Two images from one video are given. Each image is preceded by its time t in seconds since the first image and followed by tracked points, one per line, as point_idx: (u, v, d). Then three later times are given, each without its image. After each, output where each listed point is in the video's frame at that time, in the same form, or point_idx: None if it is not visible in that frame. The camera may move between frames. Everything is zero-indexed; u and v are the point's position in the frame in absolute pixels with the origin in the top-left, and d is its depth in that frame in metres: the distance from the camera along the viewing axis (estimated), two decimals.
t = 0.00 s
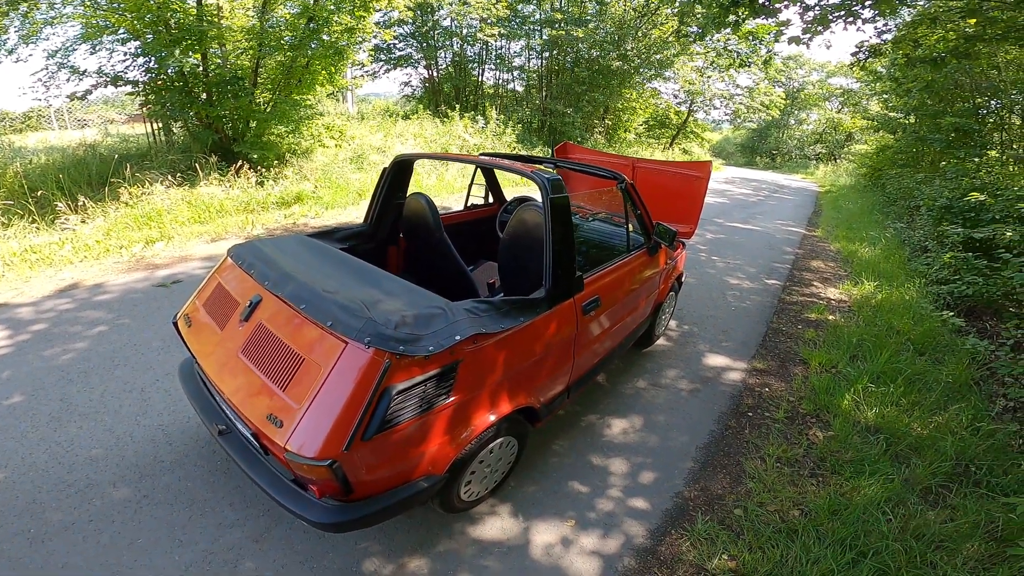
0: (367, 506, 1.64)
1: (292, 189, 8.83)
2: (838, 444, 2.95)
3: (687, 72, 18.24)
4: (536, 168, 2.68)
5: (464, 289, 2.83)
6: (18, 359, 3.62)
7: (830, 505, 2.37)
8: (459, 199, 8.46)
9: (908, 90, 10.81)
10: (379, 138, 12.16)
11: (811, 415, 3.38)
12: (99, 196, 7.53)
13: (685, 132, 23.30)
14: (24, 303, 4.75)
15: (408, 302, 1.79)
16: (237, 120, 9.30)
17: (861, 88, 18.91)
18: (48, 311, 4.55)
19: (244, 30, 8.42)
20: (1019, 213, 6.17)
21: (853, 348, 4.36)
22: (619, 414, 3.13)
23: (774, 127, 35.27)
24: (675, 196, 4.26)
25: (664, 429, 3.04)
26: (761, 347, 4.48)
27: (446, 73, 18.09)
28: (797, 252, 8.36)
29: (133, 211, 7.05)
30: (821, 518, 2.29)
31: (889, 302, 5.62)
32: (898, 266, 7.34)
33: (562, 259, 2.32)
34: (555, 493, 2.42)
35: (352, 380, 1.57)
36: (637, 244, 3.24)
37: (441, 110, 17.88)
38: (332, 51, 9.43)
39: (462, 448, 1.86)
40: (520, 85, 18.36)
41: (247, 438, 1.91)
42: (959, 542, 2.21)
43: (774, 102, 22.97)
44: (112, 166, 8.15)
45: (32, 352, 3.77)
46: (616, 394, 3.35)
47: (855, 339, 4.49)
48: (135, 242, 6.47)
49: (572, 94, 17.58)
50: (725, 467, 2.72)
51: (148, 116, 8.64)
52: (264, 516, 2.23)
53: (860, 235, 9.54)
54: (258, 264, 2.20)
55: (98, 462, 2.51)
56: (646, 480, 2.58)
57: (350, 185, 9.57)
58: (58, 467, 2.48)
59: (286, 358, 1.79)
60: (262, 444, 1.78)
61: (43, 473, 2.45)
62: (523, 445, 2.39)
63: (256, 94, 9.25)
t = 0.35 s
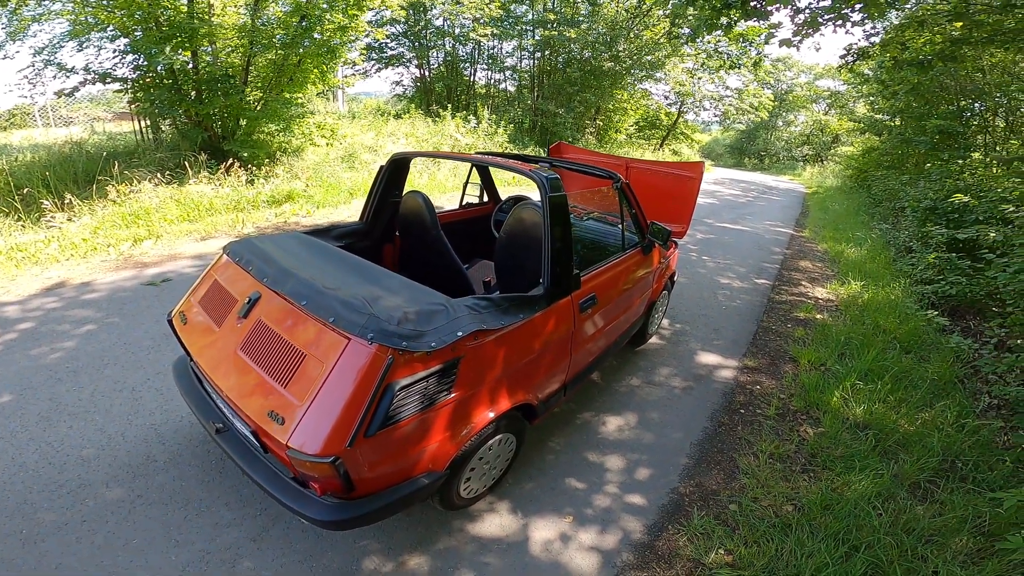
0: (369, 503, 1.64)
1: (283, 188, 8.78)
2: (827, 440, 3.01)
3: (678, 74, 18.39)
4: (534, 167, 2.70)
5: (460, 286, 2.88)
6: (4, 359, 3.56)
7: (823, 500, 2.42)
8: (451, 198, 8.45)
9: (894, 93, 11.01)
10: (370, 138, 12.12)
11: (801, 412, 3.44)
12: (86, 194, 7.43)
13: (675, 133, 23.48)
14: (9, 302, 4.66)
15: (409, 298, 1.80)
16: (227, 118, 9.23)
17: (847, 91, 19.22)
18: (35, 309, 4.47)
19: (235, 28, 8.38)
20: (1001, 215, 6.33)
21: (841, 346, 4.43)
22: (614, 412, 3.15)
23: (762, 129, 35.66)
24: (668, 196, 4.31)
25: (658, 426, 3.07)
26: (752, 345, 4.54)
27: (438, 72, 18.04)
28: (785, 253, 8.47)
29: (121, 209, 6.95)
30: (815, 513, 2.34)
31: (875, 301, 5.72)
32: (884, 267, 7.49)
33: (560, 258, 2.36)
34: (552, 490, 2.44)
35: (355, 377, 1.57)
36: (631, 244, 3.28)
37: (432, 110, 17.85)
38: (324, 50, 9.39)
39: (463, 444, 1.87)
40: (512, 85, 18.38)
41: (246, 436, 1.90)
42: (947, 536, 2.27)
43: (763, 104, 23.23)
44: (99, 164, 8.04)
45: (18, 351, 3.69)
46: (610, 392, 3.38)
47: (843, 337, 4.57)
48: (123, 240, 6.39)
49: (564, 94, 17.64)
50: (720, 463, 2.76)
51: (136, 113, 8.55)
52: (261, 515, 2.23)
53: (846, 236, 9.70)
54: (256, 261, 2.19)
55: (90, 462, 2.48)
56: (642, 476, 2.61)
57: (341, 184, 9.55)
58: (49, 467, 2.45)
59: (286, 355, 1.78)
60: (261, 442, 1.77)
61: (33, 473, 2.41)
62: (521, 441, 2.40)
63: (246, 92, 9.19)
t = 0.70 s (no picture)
0: (374, 500, 1.64)
1: (269, 187, 8.71)
2: (817, 429, 3.09)
3: (662, 70, 18.53)
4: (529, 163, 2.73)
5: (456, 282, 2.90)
6: None
7: (817, 489, 2.50)
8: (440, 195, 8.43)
9: (873, 89, 11.25)
10: (356, 136, 12.03)
11: (791, 403, 3.52)
12: (66, 195, 7.28)
13: (660, 129, 23.66)
14: None
15: (411, 296, 1.81)
16: (209, 116, 9.17)
17: (827, 87, 19.55)
18: (17, 313, 4.38)
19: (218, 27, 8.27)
20: (978, 208, 6.52)
21: (827, 337, 4.54)
22: (609, 406, 3.20)
23: (745, 125, 36.10)
24: (658, 191, 4.36)
25: (653, 419, 3.12)
26: (741, 337, 4.62)
27: (423, 70, 17.94)
28: (770, 246, 8.62)
29: (102, 210, 6.81)
30: (809, 502, 2.41)
31: (858, 293, 5.86)
32: (865, 259, 7.67)
33: (556, 253, 2.40)
34: (552, 484, 2.47)
35: (361, 374, 1.58)
36: (624, 239, 3.32)
37: (418, 107, 17.76)
38: (309, 47, 9.33)
39: (466, 440, 1.89)
40: (497, 82, 18.36)
41: (248, 437, 1.88)
42: (936, 522, 2.36)
43: (745, 100, 23.51)
44: (78, 164, 7.87)
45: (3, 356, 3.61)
46: (605, 386, 3.42)
47: (828, 328, 4.69)
48: (106, 242, 6.26)
49: (550, 91, 17.68)
50: (714, 454, 2.82)
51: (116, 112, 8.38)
52: (262, 517, 2.22)
53: (828, 229, 9.90)
54: (254, 261, 2.18)
55: (84, 467, 2.45)
56: (639, 469, 2.65)
57: (328, 182, 9.47)
58: (42, 474, 2.41)
59: (289, 354, 1.78)
60: (264, 444, 1.76)
61: (27, 479, 2.37)
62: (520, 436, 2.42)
63: (229, 91, 9.07)
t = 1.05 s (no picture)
0: (402, 511, 1.62)
1: (255, 188, 8.55)
2: (820, 423, 3.15)
3: (647, 67, 18.61)
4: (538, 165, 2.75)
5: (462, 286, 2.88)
6: None
7: (826, 482, 2.55)
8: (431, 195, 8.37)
9: (853, 85, 11.47)
10: (342, 135, 11.88)
11: (792, 397, 3.58)
12: (45, 201, 7.06)
13: (644, 126, 23.80)
14: None
15: (431, 303, 1.77)
16: (190, 117, 8.92)
17: (807, 83, 19.86)
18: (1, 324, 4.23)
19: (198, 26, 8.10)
20: (960, 201, 6.69)
21: (822, 331, 4.62)
22: (616, 405, 3.21)
23: (726, 120, 36.47)
24: (656, 190, 4.39)
25: (660, 417, 3.14)
26: (739, 332, 4.67)
27: (407, 67, 17.78)
28: (759, 241, 8.73)
29: (83, 215, 6.62)
30: (819, 495, 2.46)
31: (848, 286, 5.97)
32: (851, 253, 7.82)
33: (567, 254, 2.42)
34: (567, 484, 2.47)
35: (388, 386, 1.55)
36: (628, 238, 3.33)
37: (402, 106, 17.60)
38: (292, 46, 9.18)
39: (488, 447, 1.88)
40: (482, 79, 18.28)
41: (265, 449, 1.84)
42: (942, 510, 2.43)
43: (727, 96, 23.76)
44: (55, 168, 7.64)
45: None
46: (610, 385, 3.44)
47: (822, 322, 4.77)
48: (88, 248, 6.09)
49: (536, 88, 17.66)
50: (723, 450, 2.85)
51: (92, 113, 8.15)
52: (279, 528, 2.19)
53: (814, 223, 10.07)
54: (262, 269, 2.11)
55: (89, 482, 2.38)
56: (651, 467, 2.67)
57: (315, 183, 9.34)
58: (45, 490, 2.34)
59: (307, 366, 1.73)
60: (284, 457, 1.71)
61: (30, 496, 2.30)
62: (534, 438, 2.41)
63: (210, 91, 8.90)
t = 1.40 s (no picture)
0: (440, 540, 1.53)
1: (241, 199, 8.37)
2: (836, 419, 3.12)
3: (629, 66, 18.69)
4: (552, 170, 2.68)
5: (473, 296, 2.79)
6: None
7: (849, 478, 2.49)
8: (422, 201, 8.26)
9: (832, 80, 11.67)
10: (327, 142, 11.70)
11: (805, 394, 3.55)
12: (21, 219, 6.81)
13: (628, 125, 23.89)
14: None
15: (460, 322, 1.69)
16: (169, 126, 8.84)
17: (785, 78, 20.12)
18: None
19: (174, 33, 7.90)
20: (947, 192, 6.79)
21: (825, 326, 4.62)
22: (633, 410, 3.15)
23: (707, 117, 36.86)
24: (657, 190, 4.35)
25: (677, 419, 3.09)
26: (744, 330, 4.64)
27: (388, 72, 17.62)
28: (751, 237, 8.78)
29: (62, 231, 6.39)
30: (846, 490, 2.42)
31: (845, 279, 6.01)
32: (842, 246, 7.90)
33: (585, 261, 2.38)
34: (594, 494, 2.40)
35: (425, 412, 1.46)
36: (638, 243, 3.28)
37: (386, 111, 17.44)
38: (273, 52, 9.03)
39: (522, 466, 1.81)
40: (464, 82, 18.20)
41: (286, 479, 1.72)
42: (965, 502, 2.38)
43: (708, 93, 23.98)
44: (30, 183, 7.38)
45: None
46: (624, 389, 3.38)
47: (824, 317, 4.78)
48: (70, 266, 5.87)
49: (520, 90, 17.62)
50: (745, 451, 2.80)
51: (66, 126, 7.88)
52: (302, 557, 2.08)
53: (802, 217, 10.17)
54: (269, 289, 1.97)
55: (97, 511, 2.24)
56: (675, 471, 2.61)
57: (303, 192, 9.17)
58: (51, 521, 2.20)
59: (329, 392, 1.61)
60: (310, 489, 1.60)
61: (36, 528, 2.16)
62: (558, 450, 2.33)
63: (189, 100, 8.71)
